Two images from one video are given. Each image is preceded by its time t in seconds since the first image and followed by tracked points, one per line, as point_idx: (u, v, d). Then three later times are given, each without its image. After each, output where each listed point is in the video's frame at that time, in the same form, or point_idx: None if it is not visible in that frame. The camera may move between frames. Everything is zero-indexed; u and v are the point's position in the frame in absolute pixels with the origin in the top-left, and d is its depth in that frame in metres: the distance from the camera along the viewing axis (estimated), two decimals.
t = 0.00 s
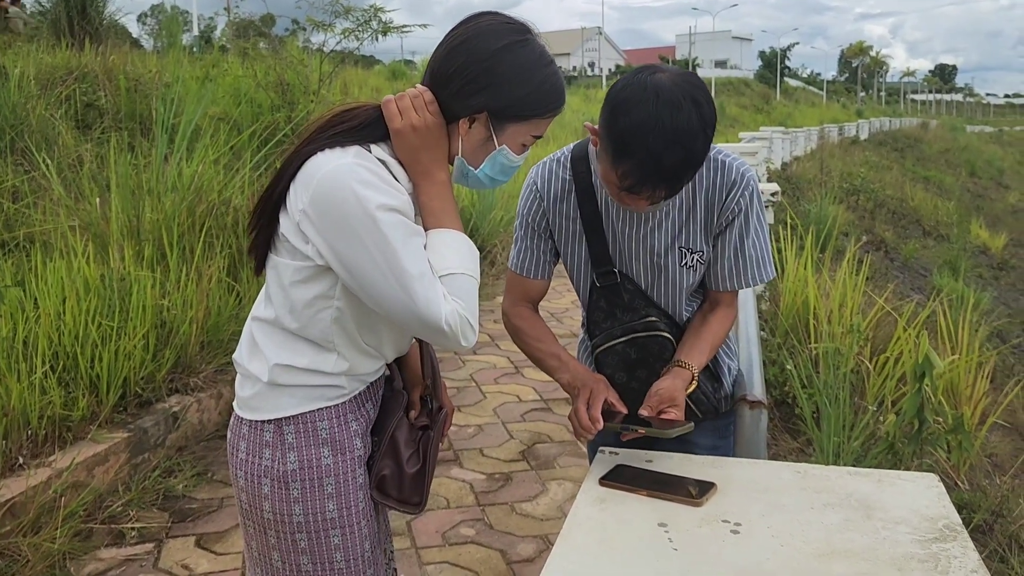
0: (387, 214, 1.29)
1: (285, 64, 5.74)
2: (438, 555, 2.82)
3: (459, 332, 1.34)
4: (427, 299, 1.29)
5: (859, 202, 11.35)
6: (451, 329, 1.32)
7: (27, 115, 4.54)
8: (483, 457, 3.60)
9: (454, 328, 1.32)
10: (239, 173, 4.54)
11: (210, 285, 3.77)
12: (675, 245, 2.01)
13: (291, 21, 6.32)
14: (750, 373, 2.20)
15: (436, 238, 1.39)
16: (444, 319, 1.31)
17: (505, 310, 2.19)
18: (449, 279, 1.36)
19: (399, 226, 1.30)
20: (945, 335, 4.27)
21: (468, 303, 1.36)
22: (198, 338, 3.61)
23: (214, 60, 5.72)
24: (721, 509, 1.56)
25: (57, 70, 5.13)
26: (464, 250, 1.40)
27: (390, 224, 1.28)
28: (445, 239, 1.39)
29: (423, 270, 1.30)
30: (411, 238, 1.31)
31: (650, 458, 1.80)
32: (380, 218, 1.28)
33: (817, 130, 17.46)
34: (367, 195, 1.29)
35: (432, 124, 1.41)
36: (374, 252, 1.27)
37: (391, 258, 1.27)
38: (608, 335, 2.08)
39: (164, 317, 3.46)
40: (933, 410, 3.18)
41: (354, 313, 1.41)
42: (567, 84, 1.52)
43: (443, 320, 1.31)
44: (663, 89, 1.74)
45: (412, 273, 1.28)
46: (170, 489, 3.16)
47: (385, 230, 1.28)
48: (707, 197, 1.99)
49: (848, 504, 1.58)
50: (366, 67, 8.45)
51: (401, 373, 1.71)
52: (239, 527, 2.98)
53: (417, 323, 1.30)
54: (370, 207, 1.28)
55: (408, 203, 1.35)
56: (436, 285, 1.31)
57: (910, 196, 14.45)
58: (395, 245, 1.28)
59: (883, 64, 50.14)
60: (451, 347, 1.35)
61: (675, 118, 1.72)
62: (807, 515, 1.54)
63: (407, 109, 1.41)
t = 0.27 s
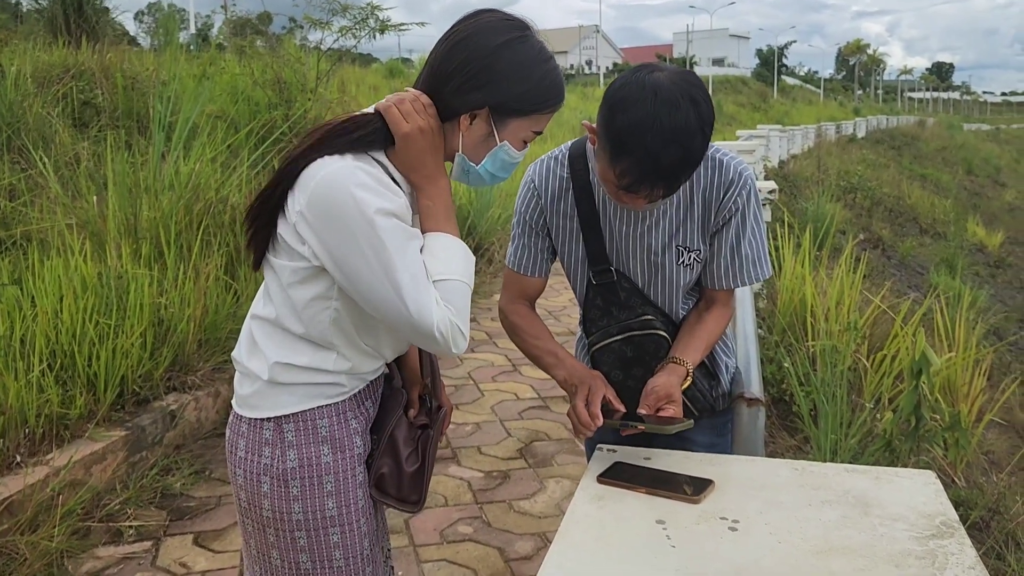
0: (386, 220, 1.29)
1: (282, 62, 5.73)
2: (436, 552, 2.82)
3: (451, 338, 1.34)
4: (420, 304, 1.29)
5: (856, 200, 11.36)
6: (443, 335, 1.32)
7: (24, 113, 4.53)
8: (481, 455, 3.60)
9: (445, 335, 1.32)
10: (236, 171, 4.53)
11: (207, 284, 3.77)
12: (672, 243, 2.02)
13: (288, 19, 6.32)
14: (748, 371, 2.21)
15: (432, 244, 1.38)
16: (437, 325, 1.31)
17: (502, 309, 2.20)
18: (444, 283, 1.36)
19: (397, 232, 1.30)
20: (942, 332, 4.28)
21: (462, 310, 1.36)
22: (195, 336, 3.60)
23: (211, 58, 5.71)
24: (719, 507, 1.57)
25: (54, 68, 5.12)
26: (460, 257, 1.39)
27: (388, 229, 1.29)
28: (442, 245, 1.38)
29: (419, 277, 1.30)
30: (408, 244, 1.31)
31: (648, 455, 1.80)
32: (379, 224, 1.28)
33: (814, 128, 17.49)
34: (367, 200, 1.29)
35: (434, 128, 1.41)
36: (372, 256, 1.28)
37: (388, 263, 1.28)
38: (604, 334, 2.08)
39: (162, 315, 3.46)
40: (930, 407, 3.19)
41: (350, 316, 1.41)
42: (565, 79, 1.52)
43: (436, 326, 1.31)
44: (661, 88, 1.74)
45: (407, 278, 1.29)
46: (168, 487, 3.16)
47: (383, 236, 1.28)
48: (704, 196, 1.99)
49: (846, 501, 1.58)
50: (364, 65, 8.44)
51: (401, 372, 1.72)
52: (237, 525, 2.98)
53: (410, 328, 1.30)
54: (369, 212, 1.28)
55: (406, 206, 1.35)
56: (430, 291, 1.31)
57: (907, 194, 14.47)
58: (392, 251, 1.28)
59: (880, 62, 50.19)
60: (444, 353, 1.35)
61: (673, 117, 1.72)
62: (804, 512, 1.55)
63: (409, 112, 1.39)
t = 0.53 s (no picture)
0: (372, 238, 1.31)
1: (279, 60, 5.73)
2: (433, 549, 2.83)
3: (388, 368, 1.38)
4: (369, 330, 1.34)
5: (853, 198, 11.37)
6: (380, 365, 1.37)
7: (21, 110, 4.52)
8: (478, 452, 3.61)
9: (384, 364, 1.37)
10: (233, 169, 4.53)
11: (205, 281, 3.77)
12: (669, 240, 2.02)
13: (285, 16, 6.31)
14: (745, 368, 2.22)
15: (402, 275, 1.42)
16: (378, 353, 1.36)
17: (499, 305, 2.20)
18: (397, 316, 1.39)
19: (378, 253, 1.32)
20: (939, 329, 4.29)
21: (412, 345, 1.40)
22: (192, 334, 3.60)
23: (208, 55, 5.71)
24: (717, 502, 1.57)
25: (50, 65, 5.11)
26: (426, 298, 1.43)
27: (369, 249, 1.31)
28: (412, 276, 1.42)
29: (380, 303, 1.34)
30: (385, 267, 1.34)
31: (646, 451, 1.80)
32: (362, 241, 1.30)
33: (811, 126, 17.50)
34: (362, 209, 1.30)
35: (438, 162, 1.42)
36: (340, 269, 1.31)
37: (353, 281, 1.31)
38: (600, 330, 2.08)
39: (159, 312, 3.46)
40: (927, 404, 3.20)
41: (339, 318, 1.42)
42: (561, 67, 1.53)
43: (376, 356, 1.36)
44: (657, 83, 1.74)
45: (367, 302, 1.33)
46: (165, 485, 3.16)
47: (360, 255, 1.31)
48: (701, 191, 1.99)
49: (842, 497, 1.59)
50: (361, 62, 8.44)
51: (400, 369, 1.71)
52: (234, 522, 2.98)
53: (353, 350, 1.35)
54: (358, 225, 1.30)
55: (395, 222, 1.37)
56: (385, 319, 1.35)
57: (904, 192, 14.49)
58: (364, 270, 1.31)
59: (877, 61, 50.23)
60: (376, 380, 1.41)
61: (670, 112, 1.72)
62: (801, 508, 1.55)
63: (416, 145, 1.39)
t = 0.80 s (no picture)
0: (347, 243, 1.30)
1: (276, 58, 5.72)
2: (431, 547, 2.83)
3: (330, 379, 1.35)
4: (317, 334, 1.31)
5: (850, 196, 11.38)
6: (322, 374, 1.34)
7: (17, 109, 4.52)
8: (476, 450, 3.61)
9: (326, 374, 1.34)
10: (230, 167, 4.53)
11: (202, 279, 3.76)
12: (665, 237, 2.02)
13: (282, 14, 6.30)
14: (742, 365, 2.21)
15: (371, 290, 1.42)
16: (322, 360, 1.33)
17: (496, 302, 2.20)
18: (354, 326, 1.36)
19: (348, 259, 1.30)
20: (935, 327, 4.29)
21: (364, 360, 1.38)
22: (190, 332, 3.60)
23: (205, 53, 5.70)
24: (714, 500, 1.57)
25: (47, 63, 5.10)
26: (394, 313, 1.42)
27: (338, 253, 1.29)
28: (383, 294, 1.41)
29: (337, 310, 1.32)
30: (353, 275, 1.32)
31: (643, 449, 1.80)
32: (335, 242, 1.29)
33: (809, 124, 17.51)
34: (344, 210, 1.29)
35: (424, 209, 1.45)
36: (304, 267, 1.28)
37: (312, 281, 1.29)
38: (596, 327, 2.08)
39: (157, 311, 3.46)
40: (924, 401, 3.20)
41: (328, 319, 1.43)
42: (559, 66, 1.53)
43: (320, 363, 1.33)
44: (656, 80, 1.74)
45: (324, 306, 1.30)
46: (162, 483, 3.16)
47: (327, 256, 1.28)
48: (698, 189, 1.99)
49: (839, 494, 1.59)
50: (358, 61, 8.43)
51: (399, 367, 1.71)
52: (232, 520, 2.98)
53: (300, 353, 1.33)
54: (335, 226, 1.28)
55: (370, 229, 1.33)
56: (339, 327, 1.33)
57: (902, 190, 14.51)
58: (320, 274, 1.29)
59: (875, 59, 50.26)
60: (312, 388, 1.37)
61: (668, 109, 1.72)
62: (798, 505, 1.55)
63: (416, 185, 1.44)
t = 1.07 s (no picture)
0: (334, 244, 1.29)
1: (274, 57, 5.72)
2: (429, 546, 2.83)
3: (300, 382, 1.34)
4: (292, 335, 1.30)
5: (848, 195, 11.39)
6: (293, 377, 1.33)
7: (14, 108, 4.51)
8: (474, 449, 3.61)
9: (296, 376, 1.33)
10: (228, 166, 4.52)
11: (200, 278, 3.76)
12: (663, 236, 2.02)
13: (280, 13, 6.30)
14: (739, 364, 2.21)
15: (354, 299, 1.43)
16: (295, 361, 1.31)
17: (494, 301, 2.20)
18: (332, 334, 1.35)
19: (333, 264, 1.29)
20: (933, 325, 4.30)
21: (337, 368, 1.36)
22: (188, 331, 3.59)
23: (203, 52, 5.69)
24: (711, 498, 1.57)
25: (44, 63, 5.09)
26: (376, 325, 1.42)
27: (324, 256, 1.28)
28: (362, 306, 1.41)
29: (314, 314, 1.30)
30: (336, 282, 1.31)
31: (640, 447, 1.81)
32: (322, 244, 1.28)
33: (807, 122, 17.51)
34: (336, 213, 1.28)
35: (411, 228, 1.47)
36: (287, 265, 1.27)
37: (294, 279, 1.28)
38: (593, 326, 2.08)
39: (154, 310, 3.45)
40: (921, 400, 3.20)
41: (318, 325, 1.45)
42: (556, 66, 1.53)
43: (293, 364, 1.32)
44: (654, 78, 1.74)
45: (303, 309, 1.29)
46: (160, 483, 3.16)
47: (312, 258, 1.27)
48: (695, 187, 1.99)
49: (836, 492, 1.59)
50: (356, 60, 8.42)
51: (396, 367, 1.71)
52: (230, 519, 2.98)
53: (275, 349, 1.31)
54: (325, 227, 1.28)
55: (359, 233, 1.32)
56: (316, 331, 1.32)
57: (899, 188, 14.52)
58: (304, 272, 1.28)
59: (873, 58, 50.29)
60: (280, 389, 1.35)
61: (666, 107, 1.73)
62: (795, 503, 1.55)
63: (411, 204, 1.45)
